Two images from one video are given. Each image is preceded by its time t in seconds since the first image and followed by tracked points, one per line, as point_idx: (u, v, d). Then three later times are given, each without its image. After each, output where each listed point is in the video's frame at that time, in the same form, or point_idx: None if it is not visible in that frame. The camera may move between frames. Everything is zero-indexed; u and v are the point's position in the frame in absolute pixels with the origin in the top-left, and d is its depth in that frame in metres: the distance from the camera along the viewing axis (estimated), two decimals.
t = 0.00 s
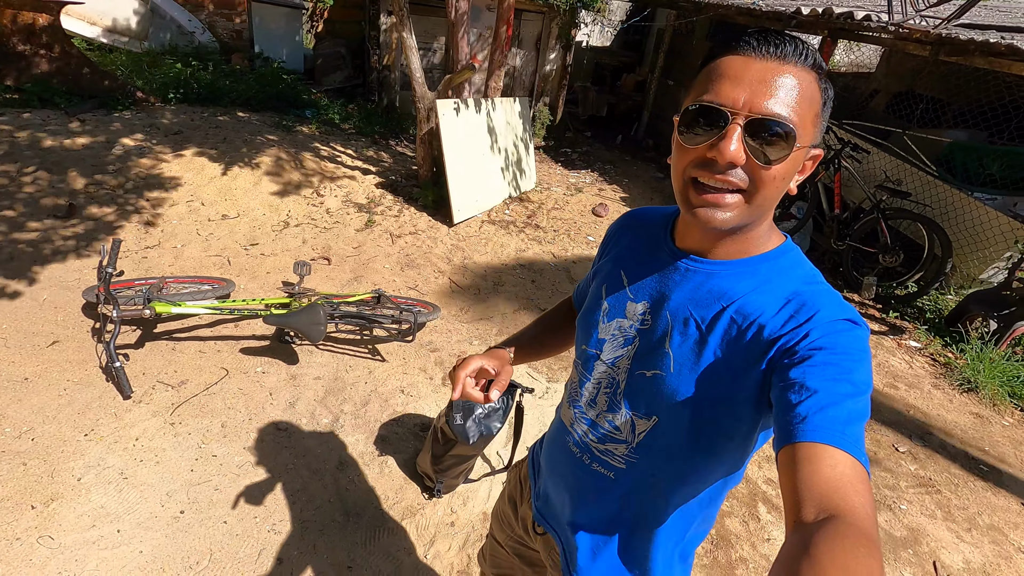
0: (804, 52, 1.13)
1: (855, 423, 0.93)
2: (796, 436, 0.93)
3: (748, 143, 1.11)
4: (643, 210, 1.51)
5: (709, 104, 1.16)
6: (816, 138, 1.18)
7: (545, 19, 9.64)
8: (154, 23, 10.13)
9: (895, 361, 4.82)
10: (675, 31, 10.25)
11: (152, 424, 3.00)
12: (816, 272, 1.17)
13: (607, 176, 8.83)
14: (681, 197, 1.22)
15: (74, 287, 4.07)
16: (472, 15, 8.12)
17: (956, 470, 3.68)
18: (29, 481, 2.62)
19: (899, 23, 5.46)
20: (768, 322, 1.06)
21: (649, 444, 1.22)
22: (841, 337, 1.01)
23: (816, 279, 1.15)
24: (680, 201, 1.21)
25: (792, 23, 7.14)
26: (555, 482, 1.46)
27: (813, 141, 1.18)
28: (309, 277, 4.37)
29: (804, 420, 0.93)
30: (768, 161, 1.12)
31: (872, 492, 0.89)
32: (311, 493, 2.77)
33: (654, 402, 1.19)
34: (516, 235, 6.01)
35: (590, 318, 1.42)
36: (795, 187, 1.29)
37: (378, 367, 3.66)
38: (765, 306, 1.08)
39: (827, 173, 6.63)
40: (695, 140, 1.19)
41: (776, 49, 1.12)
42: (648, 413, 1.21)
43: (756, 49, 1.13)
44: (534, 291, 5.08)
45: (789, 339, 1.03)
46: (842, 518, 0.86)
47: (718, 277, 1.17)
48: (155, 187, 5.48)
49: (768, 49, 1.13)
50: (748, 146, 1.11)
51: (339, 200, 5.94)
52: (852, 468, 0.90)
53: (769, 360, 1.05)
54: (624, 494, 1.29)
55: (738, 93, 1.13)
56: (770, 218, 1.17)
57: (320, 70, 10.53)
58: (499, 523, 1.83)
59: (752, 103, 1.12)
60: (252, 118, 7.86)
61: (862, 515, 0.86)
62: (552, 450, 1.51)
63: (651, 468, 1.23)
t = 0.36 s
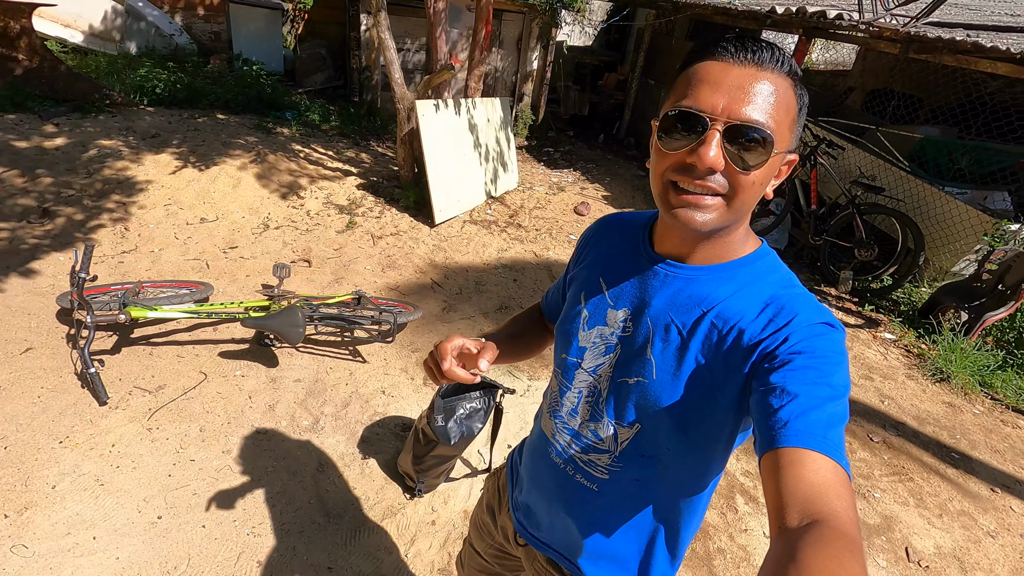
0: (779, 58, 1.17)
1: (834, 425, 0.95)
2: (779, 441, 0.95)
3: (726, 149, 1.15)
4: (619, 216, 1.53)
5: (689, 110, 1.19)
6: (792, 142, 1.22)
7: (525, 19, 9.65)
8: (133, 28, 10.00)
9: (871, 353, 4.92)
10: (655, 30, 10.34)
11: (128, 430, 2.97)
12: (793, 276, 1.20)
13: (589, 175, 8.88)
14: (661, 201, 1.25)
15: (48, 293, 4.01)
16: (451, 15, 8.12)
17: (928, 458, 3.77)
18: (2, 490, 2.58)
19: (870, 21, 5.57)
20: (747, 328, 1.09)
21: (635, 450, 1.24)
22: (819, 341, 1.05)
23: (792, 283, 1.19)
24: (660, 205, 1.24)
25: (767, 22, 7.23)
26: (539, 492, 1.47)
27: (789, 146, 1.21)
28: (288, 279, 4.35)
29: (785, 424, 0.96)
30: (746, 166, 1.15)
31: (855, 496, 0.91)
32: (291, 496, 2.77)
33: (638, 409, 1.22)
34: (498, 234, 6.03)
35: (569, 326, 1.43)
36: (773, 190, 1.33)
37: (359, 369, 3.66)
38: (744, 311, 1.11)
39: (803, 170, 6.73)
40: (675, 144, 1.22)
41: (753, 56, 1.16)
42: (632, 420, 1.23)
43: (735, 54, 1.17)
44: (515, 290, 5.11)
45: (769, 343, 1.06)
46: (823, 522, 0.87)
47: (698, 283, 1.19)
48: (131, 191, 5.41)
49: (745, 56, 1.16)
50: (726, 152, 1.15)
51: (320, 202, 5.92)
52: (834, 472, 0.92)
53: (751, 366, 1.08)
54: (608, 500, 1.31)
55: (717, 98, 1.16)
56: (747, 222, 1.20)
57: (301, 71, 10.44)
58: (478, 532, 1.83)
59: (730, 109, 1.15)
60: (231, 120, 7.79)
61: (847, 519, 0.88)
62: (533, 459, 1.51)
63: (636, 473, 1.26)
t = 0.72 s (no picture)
0: (763, 66, 1.19)
1: (815, 425, 0.98)
2: (761, 442, 0.98)
3: (710, 154, 1.17)
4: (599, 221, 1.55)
5: (674, 115, 1.20)
6: (773, 149, 1.25)
7: (510, 19, 9.65)
8: (107, 25, 9.81)
9: (852, 347, 5.00)
10: (639, 30, 10.39)
11: (108, 437, 2.94)
12: (773, 279, 1.23)
13: (575, 175, 8.91)
14: (645, 204, 1.26)
15: (26, 300, 3.95)
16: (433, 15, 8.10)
17: (907, 450, 3.84)
18: None
19: (847, 21, 5.66)
20: (731, 331, 1.11)
21: (623, 456, 1.26)
22: (799, 343, 1.08)
23: (772, 285, 1.22)
24: (643, 208, 1.24)
25: (748, 22, 7.30)
26: (527, 504, 1.46)
27: (771, 152, 1.24)
28: (272, 282, 4.32)
29: (767, 426, 0.98)
30: (729, 172, 1.17)
31: (836, 493, 0.94)
32: (276, 500, 2.76)
33: (626, 416, 1.23)
34: (483, 235, 6.03)
35: (553, 334, 1.43)
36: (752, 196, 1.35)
37: (343, 371, 3.64)
38: (727, 315, 1.13)
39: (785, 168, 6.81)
40: (659, 148, 1.23)
41: (738, 63, 1.18)
42: (621, 428, 1.24)
43: (719, 60, 1.19)
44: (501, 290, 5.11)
45: (752, 345, 1.08)
46: (807, 520, 0.90)
47: (682, 288, 1.21)
48: (111, 195, 5.34)
49: (729, 62, 1.18)
50: (709, 157, 1.17)
51: (303, 205, 5.88)
52: (816, 471, 0.95)
53: (734, 370, 1.10)
54: (599, 510, 1.32)
55: (701, 104, 1.18)
56: (728, 227, 1.22)
57: (284, 73, 10.34)
58: (464, 542, 1.84)
59: (714, 115, 1.17)
60: (214, 122, 7.71)
61: (827, 517, 0.90)
62: (520, 471, 1.51)
63: (625, 479, 1.27)
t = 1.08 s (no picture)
0: (746, 68, 1.20)
1: (800, 421, 0.99)
2: (748, 437, 0.98)
3: (694, 153, 1.16)
4: (577, 224, 1.53)
5: (659, 114, 1.20)
6: (755, 151, 1.25)
7: (495, 19, 9.64)
8: (88, 28, 9.67)
9: (836, 343, 5.05)
10: (624, 29, 10.42)
11: (89, 444, 2.90)
12: (755, 279, 1.23)
13: (562, 174, 8.92)
14: (629, 204, 1.24)
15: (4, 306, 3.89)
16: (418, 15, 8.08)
17: (889, 443, 3.89)
18: None
19: (827, 20, 5.73)
20: (716, 330, 1.12)
21: (614, 459, 1.26)
22: (783, 340, 1.09)
23: (755, 284, 1.22)
24: (627, 208, 1.22)
25: (731, 21, 7.35)
26: (517, 511, 1.46)
27: (753, 154, 1.24)
28: (256, 285, 4.28)
29: (753, 422, 0.98)
30: (711, 171, 1.17)
31: (821, 488, 0.94)
32: (260, 504, 2.74)
33: (617, 419, 1.23)
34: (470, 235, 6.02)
35: (538, 338, 1.41)
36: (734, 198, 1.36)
37: (329, 374, 3.62)
38: (712, 315, 1.14)
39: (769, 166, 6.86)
40: (643, 147, 1.22)
41: (722, 63, 1.18)
42: (611, 431, 1.25)
43: (704, 61, 1.19)
44: (488, 290, 5.10)
45: (738, 343, 1.09)
46: (792, 513, 0.90)
47: (667, 289, 1.21)
48: (92, 199, 5.27)
49: (714, 62, 1.19)
50: (693, 156, 1.16)
51: (288, 207, 5.84)
52: (800, 465, 0.95)
53: (721, 370, 1.10)
54: (590, 511, 1.33)
55: (685, 103, 1.18)
56: (710, 228, 1.22)
57: (269, 73, 10.24)
58: (450, 546, 1.84)
59: (698, 114, 1.17)
60: (197, 124, 7.63)
61: (813, 510, 0.90)
62: (507, 479, 1.49)
63: (617, 481, 1.27)
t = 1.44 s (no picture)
0: (751, 73, 1.23)
1: (796, 419, 1.01)
2: (745, 437, 1.00)
3: (701, 156, 1.16)
4: (564, 222, 1.51)
5: (666, 115, 1.20)
6: (756, 156, 1.27)
7: (482, 19, 9.62)
8: (69, 28, 9.46)
9: (822, 339, 5.10)
10: (611, 29, 10.43)
11: (72, 450, 2.86)
12: (750, 281, 1.26)
13: (550, 173, 8.93)
14: (630, 206, 1.23)
15: None
16: (404, 15, 8.05)
17: (874, 437, 3.94)
18: None
19: (811, 19, 5.79)
20: (715, 333, 1.14)
21: (617, 462, 1.27)
22: (779, 341, 1.11)
23: (751, 286, 1.24)
24: (629, 209, 1.21)
25: (716, 20, 7.39)
26: (517, 516, 1.45)
27: (756, 158, 1.26)
28: (242, 287, 4.25)
29: (750, 422, 1.00)
30: (716, 175, 1.17)
31: (818, 484, 0.96)
32: (248, 509, 2.72)
33: (618, 423, 1.24)
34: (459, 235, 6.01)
35: (534, 344, 1.39)
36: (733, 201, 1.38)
37: (317, 376, 3.60)
38: (710, 318, 1.16)
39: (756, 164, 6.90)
40: (649, 147, 1.21)
41: (729, 67, 1.21)
42: (613, 435, 1.25)
43: (712, 63, 1.21)
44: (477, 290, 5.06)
45: (736, 345, 1.11)
46: (789, 511, 0.92)
47: (667, 293, 1.21)
48: (74, 202, 5.20)
49: (722, 66, 1.21)
50: (700, 159, 1.16)
51: (275, 208, 5.79)
52: (797, 463, 0.97)
53: (720, 373, 1.12)
54: (592, 514, 1.34)
55: (693, 105, 1.19)
56: (710, 232, 1.23)
57: (253, 74, 10.14)
58: (442, 548, 1.83)
59: (706, 117, 1.19)
60: (182, 125, 7.55)
61: (810, 507, 0.92)
62: (504, 484, 1.48)
63: (619, 483, 1.29)
